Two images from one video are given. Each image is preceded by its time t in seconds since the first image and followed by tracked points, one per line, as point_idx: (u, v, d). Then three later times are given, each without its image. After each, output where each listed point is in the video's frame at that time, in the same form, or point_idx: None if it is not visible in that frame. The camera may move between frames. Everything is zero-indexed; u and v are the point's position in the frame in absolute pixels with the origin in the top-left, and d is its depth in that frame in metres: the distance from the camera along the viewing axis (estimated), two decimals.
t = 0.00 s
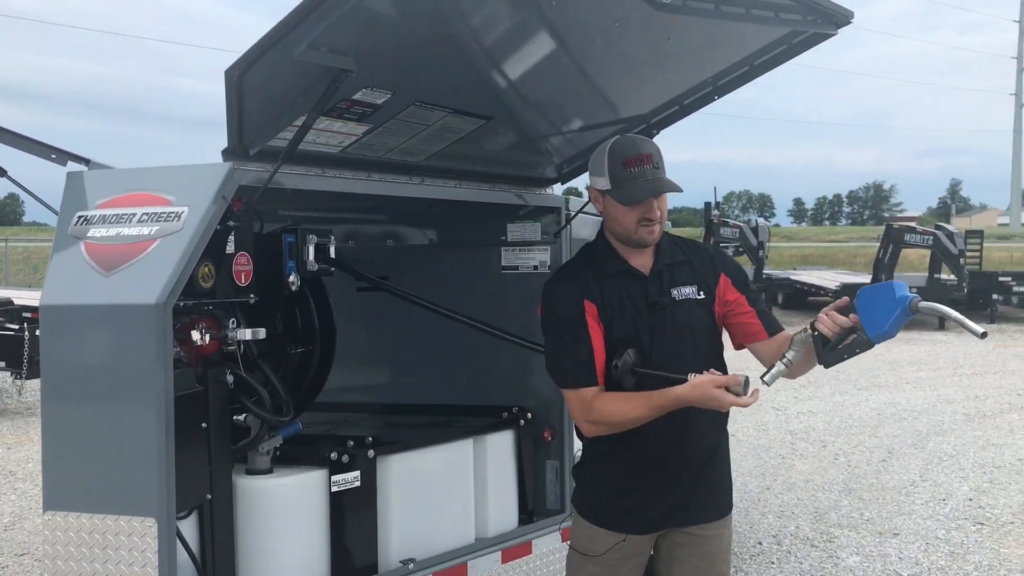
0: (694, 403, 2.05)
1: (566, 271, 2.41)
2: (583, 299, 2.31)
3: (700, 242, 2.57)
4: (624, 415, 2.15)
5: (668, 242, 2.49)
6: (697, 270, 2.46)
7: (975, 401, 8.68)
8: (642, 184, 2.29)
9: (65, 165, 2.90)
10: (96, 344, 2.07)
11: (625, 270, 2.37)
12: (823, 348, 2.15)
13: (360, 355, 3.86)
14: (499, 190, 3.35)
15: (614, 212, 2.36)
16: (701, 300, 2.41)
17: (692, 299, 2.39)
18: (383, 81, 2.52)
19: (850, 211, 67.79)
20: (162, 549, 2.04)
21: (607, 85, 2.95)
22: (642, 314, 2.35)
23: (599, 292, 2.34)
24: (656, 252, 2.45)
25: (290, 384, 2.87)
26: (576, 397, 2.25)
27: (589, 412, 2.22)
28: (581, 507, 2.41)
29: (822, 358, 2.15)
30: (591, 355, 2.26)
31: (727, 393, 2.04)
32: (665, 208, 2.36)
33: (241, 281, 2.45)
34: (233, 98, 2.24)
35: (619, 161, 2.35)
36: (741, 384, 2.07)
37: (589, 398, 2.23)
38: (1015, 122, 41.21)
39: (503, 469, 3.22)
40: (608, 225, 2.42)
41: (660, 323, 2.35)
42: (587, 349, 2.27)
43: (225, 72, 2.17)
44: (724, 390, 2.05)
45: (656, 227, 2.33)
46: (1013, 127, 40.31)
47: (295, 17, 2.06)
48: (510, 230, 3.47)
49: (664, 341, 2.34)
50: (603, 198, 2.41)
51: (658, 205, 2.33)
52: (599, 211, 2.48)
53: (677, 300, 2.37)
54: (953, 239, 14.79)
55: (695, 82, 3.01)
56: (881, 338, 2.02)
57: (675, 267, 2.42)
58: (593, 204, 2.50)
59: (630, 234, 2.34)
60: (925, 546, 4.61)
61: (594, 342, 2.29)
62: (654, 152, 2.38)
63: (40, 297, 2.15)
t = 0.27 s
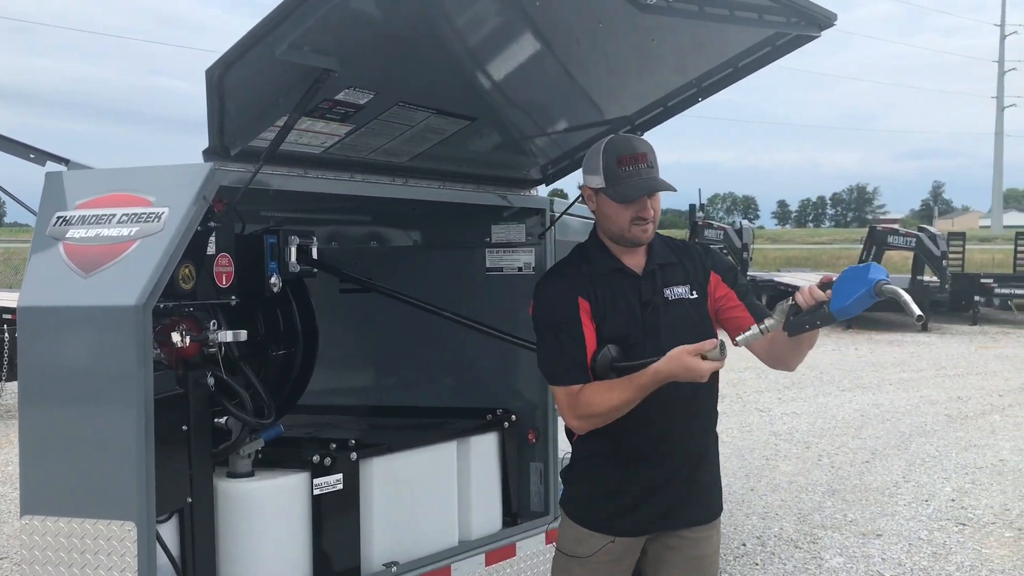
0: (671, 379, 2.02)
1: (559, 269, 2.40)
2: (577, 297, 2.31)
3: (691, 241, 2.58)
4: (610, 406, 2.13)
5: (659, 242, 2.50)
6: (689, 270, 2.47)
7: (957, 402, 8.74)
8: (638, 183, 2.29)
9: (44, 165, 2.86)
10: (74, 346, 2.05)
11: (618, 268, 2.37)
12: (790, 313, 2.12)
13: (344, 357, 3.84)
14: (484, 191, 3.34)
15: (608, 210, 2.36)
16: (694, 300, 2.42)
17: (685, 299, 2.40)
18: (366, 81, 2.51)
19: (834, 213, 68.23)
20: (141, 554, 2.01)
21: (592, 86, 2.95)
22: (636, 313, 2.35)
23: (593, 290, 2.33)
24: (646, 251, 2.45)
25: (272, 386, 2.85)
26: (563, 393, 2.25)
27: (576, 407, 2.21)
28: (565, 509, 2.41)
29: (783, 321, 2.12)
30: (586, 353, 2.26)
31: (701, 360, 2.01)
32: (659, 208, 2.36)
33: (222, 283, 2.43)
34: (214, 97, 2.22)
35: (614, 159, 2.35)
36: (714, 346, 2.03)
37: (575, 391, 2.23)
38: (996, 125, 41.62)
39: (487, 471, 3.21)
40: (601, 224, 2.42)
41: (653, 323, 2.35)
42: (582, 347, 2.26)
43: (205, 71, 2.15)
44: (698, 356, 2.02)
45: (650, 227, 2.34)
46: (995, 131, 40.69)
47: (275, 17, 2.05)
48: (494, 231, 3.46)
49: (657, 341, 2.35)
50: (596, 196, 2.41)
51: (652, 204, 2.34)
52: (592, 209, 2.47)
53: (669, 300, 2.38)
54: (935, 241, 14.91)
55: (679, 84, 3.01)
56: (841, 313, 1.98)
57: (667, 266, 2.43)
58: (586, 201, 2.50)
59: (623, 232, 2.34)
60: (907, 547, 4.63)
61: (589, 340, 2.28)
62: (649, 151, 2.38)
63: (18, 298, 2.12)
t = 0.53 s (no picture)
0: (638, 376, 2.04)
1: (541, 273, 2.41)
2: (558, 300, 2.31)
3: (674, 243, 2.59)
4: (585, 408, 2.16)
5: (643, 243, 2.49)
6: (672, 270, 2.47)
7: (941, 401, 8.81)
8: (615, 182, 2.30)
9: (26, 165, 2.84)
10: (56, 348, 2.03)
11: (600, 270, 2.38)
12: (748, 298, 2.18)
13: (330, 358, 3.83)
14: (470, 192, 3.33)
15: (587, 209, 2.37)
16: (676, 299, 2.41)
17: (667, 299, 2.40)
18: (352, 81, 2.50)
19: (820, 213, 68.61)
20: (125, 557, 2.00)
21: (578, 87, 2.95)
22: (618, 314, 2.35)
23: (575, 292, 2.34)
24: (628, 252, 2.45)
25: (258, 388, 2.83)
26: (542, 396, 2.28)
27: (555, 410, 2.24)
28: (551, 510, 2.41)
29: (740, 304, 2.18)
30: (565, 357, 2.27)
31: (663, 352, 2.04)
32: (637, 207, 2.36)
33: (207, 284, 2.42)
34: (198, 97, 2.20)
35: (592, 157, 2.36)
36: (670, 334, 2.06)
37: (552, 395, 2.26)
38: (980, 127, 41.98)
39: (474, 472, 3.21)
40: (581, 223, 2.43)
41: (635, 323, 2.35)
42: (561, 350, 2.27)
43: (190, 71, 2.14)
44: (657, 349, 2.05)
45: (627, 225, 2.34)
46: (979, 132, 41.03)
47: (260, 18, 2.03)
48: (481, 232, 3.45)
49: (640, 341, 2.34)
50: (576, 195, 2.42)
51: (630, 203, 2.34)
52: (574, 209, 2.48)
53: (652, 300, 2.38)
54: (920, 241, 15.01)
55: (664, 86, 3.02)
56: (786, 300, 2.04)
57: (649, 267, 2.42)
58: (569, 200, 2.50)
59: (600, 230, 2.35)
60: (892, 546, 4.66)
61: (569, 343, 2.29)
62: (628, 150, 2.38)
63: None
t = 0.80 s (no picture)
0: (628, 367, 2.05)
1: (530, 270, 2.42)
2: (546, 298, 2.31)
3: (662, 242, 2.60)
4: (574, 401, 2.15)
5: (634, 242, 2.49)
6: (659, 268, 2.48)
7: (932, 400, 8.85)
8: (604, 181, 2.30)
9: (16, 164, 2.82)
10: (47, 347, 2.02)
11: (587, 268, 2.37)
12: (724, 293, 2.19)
13: (322, 357, 3.82)
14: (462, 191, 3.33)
15: (576, 208, 2.37)
16: (664, 297, 2.42)
17: (655, 296, 2.41)
18: (344, 79, 2.50)
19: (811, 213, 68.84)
20: (117, 557, 1.99)
21: (570, 86, 2.96)
22: (607, 312, 2.35)
23: (563, 290, 2.34)
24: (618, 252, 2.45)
25: (249, 388, 2.83)
26: (531, 392, 2.28)
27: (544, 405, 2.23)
28: (543, 509, 2.41)
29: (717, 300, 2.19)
30: (554, 354, 2.28)
31: (654, 342, 2.05)
32: (627, 207, 2.36)
33: (198, 283, 2.42)
34: (190, 95, 2.19)
35: (582, 156, 2.36)
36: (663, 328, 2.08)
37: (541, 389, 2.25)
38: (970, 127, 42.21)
39: (466, 471, 3.21)
40: (571, 223, 2.43)
41: (623, 321, 2.36)
42: (548, 347, 2.28)
43: (181, 68, 2.12)
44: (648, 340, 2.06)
45: (616, 224, 2.34)
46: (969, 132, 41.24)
47: (252, 16, 2.01)
48: (474, 231, 3.46)
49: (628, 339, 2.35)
50: (566, 194, 2.42)
51: (619, 202, 2.34)
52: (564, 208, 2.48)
53: (640, 297, 2.39)
54: (911, 240, 15.07)
55: (657, 85, 3.03)
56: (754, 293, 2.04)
57: (638, 266, 2.43)
58: (558, 200, 2.51)
59: (589, 228, 2.35)
60: (884, 544, 4.68)
61: (556, 340, 2.30)
62: (617, 148, 2.38)
63: None
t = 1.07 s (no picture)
0: (624, 364, 2.05)
1: (527, 268, 2.42)
2: (544, 296, 2.31)
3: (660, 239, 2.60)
4: (569, 398, 2.15)
5: (632, 242, 2.49)
6: (657, 266, 2.48)
7: (930, 398, 8.86)
8: (602, 181, 2.30)
9: (14, 162, 2.82)
10: (45, 346, 2.02)
11: (585, 267, 2.37)
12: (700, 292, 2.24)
13: (321, 356, 3.82)
14: (461, 189, 3.33)
15: (574, 208, 2.37)
16: (661, 295, 2.42)
17: (652, 295, 2.41)
18: (343, 77, 2.49)
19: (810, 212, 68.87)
20: (116, 555, 1.99)
21: (569, 84, 2.96)
22: (604, 311, 2.36)
23: (560, 288, 2.34)
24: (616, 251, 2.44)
25: (248, 386, 2.83)
26: (526, 390, 2.28)
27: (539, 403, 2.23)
28: (541, 508, 2.41)
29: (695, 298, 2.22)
30: (550, 353, 2.28)
31: (650, 342, 2.07)
32: (625, 207, 2.36)
33: (197, 281, 2.41)
34: (189, 93, 2.19)
35: (579, 156, 2.36)
36: (659, 329, 2.10)
37: (537, 388, 2.26)
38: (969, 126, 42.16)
39: (465, 470, 3.21)
40: (569, 222, 2.42)
41: (620, 320, 2.36)
42: (546, 345, 2.28)
43: (179, 66, 2.11)
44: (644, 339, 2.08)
45: (614, 225, 2.34)
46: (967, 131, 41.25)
47: (249, 15, 2.01)
48: (472, 230, 3.45)
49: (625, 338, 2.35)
50: (564, 193, 2.42)
51: (618, 202, 2.34)
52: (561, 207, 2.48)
53: (637, 296, 2.39)
54: (909, 239, 15.08)
55: (656, 84, 3.03)
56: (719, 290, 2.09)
57: (635, 266, 2.43)
58: (556, 199, 2.50)
59: (587, 229, 2.35)
60: (882, 543, 4.69)
61: (553, 338, 2.30)
62: (614, 149, 2.38)
63: None
